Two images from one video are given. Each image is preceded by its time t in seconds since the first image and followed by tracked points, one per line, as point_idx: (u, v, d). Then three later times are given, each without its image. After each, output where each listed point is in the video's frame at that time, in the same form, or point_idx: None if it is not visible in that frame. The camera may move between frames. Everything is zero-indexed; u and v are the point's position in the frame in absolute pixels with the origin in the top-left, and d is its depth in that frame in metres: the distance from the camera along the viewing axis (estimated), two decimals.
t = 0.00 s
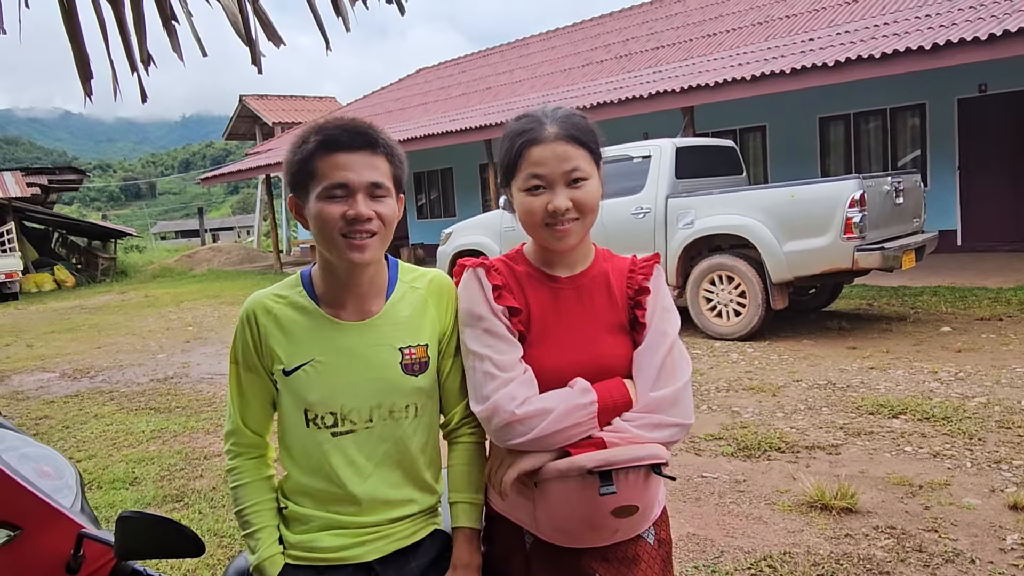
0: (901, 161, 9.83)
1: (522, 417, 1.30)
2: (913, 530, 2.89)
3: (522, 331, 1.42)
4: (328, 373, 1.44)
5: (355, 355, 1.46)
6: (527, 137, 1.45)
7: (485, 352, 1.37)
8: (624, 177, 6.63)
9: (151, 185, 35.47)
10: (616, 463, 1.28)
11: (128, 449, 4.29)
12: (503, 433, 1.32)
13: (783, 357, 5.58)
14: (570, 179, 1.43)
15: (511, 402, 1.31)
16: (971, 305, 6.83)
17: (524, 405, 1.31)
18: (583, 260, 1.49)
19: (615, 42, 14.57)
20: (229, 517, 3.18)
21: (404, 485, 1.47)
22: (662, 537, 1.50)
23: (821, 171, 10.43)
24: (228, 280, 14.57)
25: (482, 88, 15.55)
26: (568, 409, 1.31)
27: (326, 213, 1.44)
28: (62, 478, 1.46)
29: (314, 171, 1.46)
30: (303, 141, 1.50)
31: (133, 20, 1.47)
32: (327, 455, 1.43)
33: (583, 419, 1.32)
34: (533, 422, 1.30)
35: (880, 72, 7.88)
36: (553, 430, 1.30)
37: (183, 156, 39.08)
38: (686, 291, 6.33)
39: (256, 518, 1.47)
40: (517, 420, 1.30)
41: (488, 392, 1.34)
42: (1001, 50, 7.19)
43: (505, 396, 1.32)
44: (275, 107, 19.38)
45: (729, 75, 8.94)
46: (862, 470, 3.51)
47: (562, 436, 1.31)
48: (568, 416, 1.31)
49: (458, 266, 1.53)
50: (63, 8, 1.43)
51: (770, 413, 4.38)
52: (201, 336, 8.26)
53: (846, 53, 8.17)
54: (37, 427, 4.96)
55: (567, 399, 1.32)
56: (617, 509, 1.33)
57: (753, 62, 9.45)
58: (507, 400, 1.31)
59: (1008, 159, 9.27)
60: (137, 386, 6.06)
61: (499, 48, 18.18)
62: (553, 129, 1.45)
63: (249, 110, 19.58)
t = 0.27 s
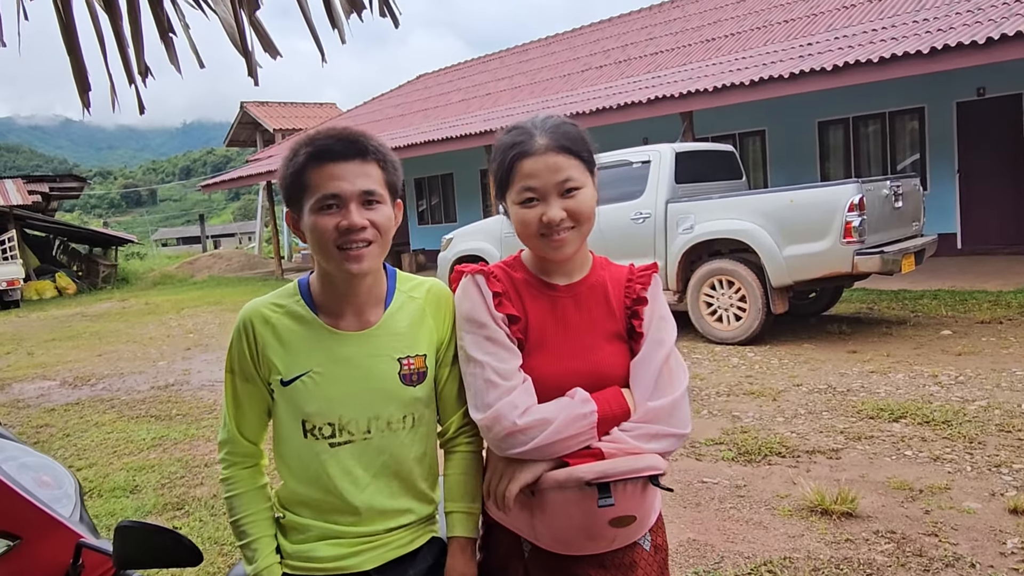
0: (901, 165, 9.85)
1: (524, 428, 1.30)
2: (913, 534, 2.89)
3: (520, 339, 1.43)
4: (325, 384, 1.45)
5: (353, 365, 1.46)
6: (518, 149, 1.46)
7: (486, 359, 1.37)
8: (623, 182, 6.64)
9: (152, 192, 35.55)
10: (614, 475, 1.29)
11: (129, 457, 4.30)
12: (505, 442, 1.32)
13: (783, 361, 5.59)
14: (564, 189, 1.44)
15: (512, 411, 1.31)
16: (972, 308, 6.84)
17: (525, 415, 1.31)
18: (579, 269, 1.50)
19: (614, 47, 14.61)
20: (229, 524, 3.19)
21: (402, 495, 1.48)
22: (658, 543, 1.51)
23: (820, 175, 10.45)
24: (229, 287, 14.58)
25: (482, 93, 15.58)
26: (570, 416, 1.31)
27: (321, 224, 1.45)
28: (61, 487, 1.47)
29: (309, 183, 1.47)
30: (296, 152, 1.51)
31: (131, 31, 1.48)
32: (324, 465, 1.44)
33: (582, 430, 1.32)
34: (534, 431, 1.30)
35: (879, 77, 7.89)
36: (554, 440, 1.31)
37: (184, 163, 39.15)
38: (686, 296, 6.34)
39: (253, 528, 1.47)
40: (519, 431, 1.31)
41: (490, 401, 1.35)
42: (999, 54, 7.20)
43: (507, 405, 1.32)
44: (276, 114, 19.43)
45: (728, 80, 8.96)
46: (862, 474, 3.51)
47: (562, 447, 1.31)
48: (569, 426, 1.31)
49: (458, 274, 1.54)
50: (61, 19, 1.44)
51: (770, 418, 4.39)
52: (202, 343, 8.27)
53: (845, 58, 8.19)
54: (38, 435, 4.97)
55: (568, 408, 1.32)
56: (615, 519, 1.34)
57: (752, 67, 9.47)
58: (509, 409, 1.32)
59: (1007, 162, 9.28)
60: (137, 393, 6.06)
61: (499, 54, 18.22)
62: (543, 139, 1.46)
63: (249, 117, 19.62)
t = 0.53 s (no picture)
0: (902, 167, 9.84)
1: (525, 435, 1.31)
2: (914, 537, 2.89)
3: (521, 346, 1.43)
4: (324, 390, 1.45)
5: (352, 370, 1.47)
6: (513, 158, 1.46)
7: (487, 366, 1.38)
8: (625, 184, 6.63)
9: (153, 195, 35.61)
10: (613, 480, 1.29)
11: (130, 460, 4.31)
12: (505, 449, 1.32)
13: (784, 364, 5.59)
14: (561, 196, 1.45)
15: (513, 419, 1.32)
16: (973, 310, 6.83)
17: (526, 422, 1.32)
18: (579, 274, 1.50)
19: (615, 49, 14.62)
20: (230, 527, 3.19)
21: (402, 500, 1.48)
22: (658, 547, 1.50)
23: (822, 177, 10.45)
24: (230, 289, 14.59)
25: (483, 96, 15.59)
26: (570, 423, 1.32)
27: (315, 237, 1.46)
28: (62, 492, 1.47)
29: (302, 194, 1.47)
30: (290, 161, 1.51)
31: (132, 38, 1.48)
32: (324, 471, 1.44)
33: (582, 436, 1.32)
34: (535, 438, 1.31)
35: (880, 79, 7.89)
36: (554, 447, 1.31)
37: (185, 166, 39.21)
38: (687, 298, 6.34)
39: (252, 533, 1.48)
40: (519, 438, 1.31)
41: (491, 408, 1.35)
42: (1000, 56, 7.20)
43: (508, 412, 1.33)
44: (277, 116, 19.46)
45: (729, 82, 8.96)
46: (863, 477, 3.51)
47: (562, 454, 1.32)
48: (569, 433, 1.31)
49: (457, 279, 1.55)
50: (62, 27, 1.44)
51: (771, 421, 4.39)
52: (203, 346, 8.28)
53: (846, 60, 8.19)
54: (40, 438, 4.97)
55: (568, 415, 1.33)
56: (614, 524, 1.34)
57: (753, 70, 9.47)
58: (510, 416, 1.32)
59: (1008, 163, 9.28)
60: (139, 396, 6.07)
61: (500, 56, 18.24)
62: (538, 148, 1.46)
63: (251, 120, 19.65)
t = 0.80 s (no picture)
0: (906, 168, 9.82)
1: (533, 438, 1.30)
2: (918, 540, 2.88)
3: (527, 348, 1.42)
4: (325, 387, 1.44)
5: (354, 368, 1.46)
6: (516, 159, 1.45)
7: (494, 369, 1.37)
8: (628, 185, 6.62)
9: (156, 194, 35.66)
10: (621, 478, 1.28)
11: (132, 459, 4.30)
12: (514, 451, 1.32)
13: (788, 366, 5.57)
14: (565, 197, 1.44)
15: (521, 421, 1.31)
16: (977, 312, 6.82)
17: (534, 424, 1.31)
18: (583, 275, 1.49)
19: (618, 50, 14.61)
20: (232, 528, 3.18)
21: (403, 500, 1.48)
22: (664, 548, 1.50)
23: (825, 179, 10.43)
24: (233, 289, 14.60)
25: (486, 97, 15.59)
26: (578, 424, 1.31)
27: (314, 236, 1.45)
28: (64, 493, 1.47)
29: (302, 193, 1.47)
30: (290, 159, 1.50)
31: (137, 37, 1.48)
32: (325, 470, 1.43)
33: (591, 437, 1.32)
34: (543, 439, 1.30)
35: (883, 81, 7.88)
36: (562, 449, 1.30)
37: (188, 166, 39.24)
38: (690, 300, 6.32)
39: (250, 536, 1.47)
40: (528, 441, 1.30)
41: (499, 411, 1.34)
42: (1004, 58, 7.18)
43: (516, 415, 1.32)
44: (280, 116, 19.47)
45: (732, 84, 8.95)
46: (867, 480, 3.49)
47: (570, 455, 1.31)
48: (577, 435, 1.31)
49: (461, 280, 1.54)
50: (66, 25, 1.44)
51: (774, 423, 4.38)
52: (206, 345, 8.28)
53: (849, 61, 8.17)
54: (42, 437, 4.97)
55: (576, 417, 1.32)
56: (621, 524, 1.33)
57: (756, 71, 9.45)
58: (518, 419, 1.31)
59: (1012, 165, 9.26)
60: (141, 395, 6.07)
61: (504, 57, 18.24)
62: (541, 149, 1.45)
63: (254, 120, 19.66)
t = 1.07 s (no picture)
0: (911, 170, 9.80)
1: (543, 435, 1.29)
2: (923, 541, 2.87)
3: (536, 345, 1.41)
4: (328, 381, 1.44)
5: (357, 362, 1.45)
6: (524, 154, 1.45)
7: (502, 365, 1.36)
8: (632, 185, 6.62)
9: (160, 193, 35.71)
10: (632, 476, 1.27)
11: (136, 457, 4.30)
12: (523, 448, 1.31)
13: (792, 367, 5.56)
14: (572, 192, 1.43)
15: (531, 418, 1.30)
16: (982, 314, 6.79)
17: (544, 422, 1.30)
18: (591, 272, 1.49)
19: (623, 51, 14.59)
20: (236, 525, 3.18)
21: (406, 497, 1.47)
22: (671, 547, 1.49)
23: (830, 180, 10.41)
24: (236, 288, 14.61)
25: (490, 97, 15.58)
26: (588, 421, 1.30)
27: (320, 230, 1.45)
28: (69, 487, 1.46)
29: (308, 186, 1.47)
30: (295, 152, 1.50)
31: (144, 31, 1.47)
32: (327, 464, 1.43)
33: (600, 434, 1.31)
34: (553, 436, 1.29)
35: (889, 81, 7.85)
36: (571, 446, 1.29)
37: (193, 165, 39.29)
38: (694, 301, 6.31)
39: (246, 525, 1.48)
40: (538, 437, 1.29)
41: (508, 408, 1.33)
42: (1011, 60, 7.15)
43: (525, 411, 1.31)
44: (284, 116, 19.48)
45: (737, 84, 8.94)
46: (872, 481, 3.48)
47: (579, 453, 1.30)
48: (587, 432, 1.30)
49: (469, 275, 1.53)
50: (73, 18, 1.43)
51: (778, 423, 4.36)
52: (209, 344, 8.28)
53: (855, 62, 8.15)
54: (46, 434, 4.97)
55: (585, 414, 1.31)
56: (631, 521, 1.33)
57: (761, 71, 9.44)
58: (528, 416, 1.31)
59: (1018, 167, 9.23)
60: (145, 393, 6.07)
61: (508, 57, 18.24)
62: (548, 143, 1.44)
63: (258, 119, 19.68)
